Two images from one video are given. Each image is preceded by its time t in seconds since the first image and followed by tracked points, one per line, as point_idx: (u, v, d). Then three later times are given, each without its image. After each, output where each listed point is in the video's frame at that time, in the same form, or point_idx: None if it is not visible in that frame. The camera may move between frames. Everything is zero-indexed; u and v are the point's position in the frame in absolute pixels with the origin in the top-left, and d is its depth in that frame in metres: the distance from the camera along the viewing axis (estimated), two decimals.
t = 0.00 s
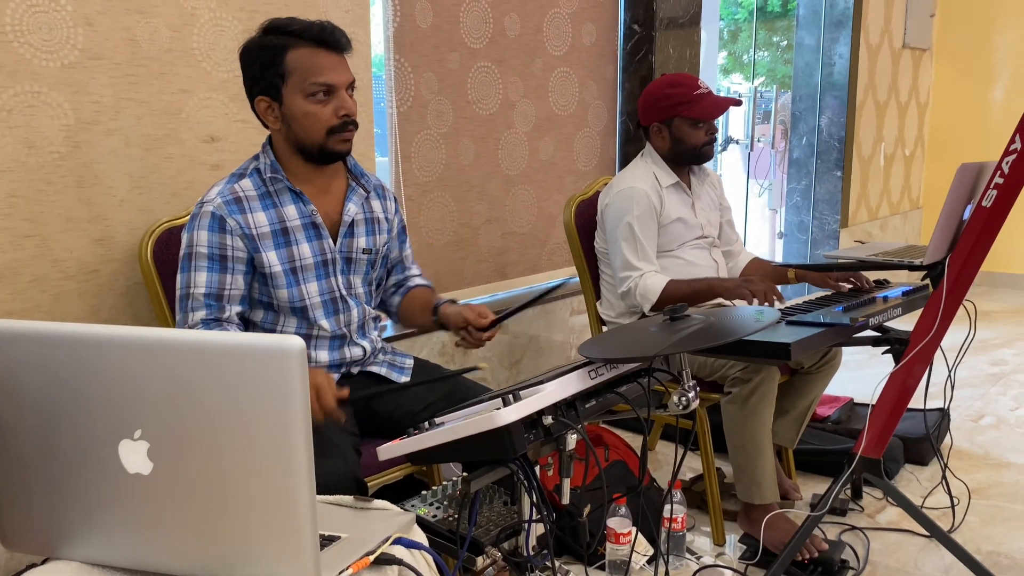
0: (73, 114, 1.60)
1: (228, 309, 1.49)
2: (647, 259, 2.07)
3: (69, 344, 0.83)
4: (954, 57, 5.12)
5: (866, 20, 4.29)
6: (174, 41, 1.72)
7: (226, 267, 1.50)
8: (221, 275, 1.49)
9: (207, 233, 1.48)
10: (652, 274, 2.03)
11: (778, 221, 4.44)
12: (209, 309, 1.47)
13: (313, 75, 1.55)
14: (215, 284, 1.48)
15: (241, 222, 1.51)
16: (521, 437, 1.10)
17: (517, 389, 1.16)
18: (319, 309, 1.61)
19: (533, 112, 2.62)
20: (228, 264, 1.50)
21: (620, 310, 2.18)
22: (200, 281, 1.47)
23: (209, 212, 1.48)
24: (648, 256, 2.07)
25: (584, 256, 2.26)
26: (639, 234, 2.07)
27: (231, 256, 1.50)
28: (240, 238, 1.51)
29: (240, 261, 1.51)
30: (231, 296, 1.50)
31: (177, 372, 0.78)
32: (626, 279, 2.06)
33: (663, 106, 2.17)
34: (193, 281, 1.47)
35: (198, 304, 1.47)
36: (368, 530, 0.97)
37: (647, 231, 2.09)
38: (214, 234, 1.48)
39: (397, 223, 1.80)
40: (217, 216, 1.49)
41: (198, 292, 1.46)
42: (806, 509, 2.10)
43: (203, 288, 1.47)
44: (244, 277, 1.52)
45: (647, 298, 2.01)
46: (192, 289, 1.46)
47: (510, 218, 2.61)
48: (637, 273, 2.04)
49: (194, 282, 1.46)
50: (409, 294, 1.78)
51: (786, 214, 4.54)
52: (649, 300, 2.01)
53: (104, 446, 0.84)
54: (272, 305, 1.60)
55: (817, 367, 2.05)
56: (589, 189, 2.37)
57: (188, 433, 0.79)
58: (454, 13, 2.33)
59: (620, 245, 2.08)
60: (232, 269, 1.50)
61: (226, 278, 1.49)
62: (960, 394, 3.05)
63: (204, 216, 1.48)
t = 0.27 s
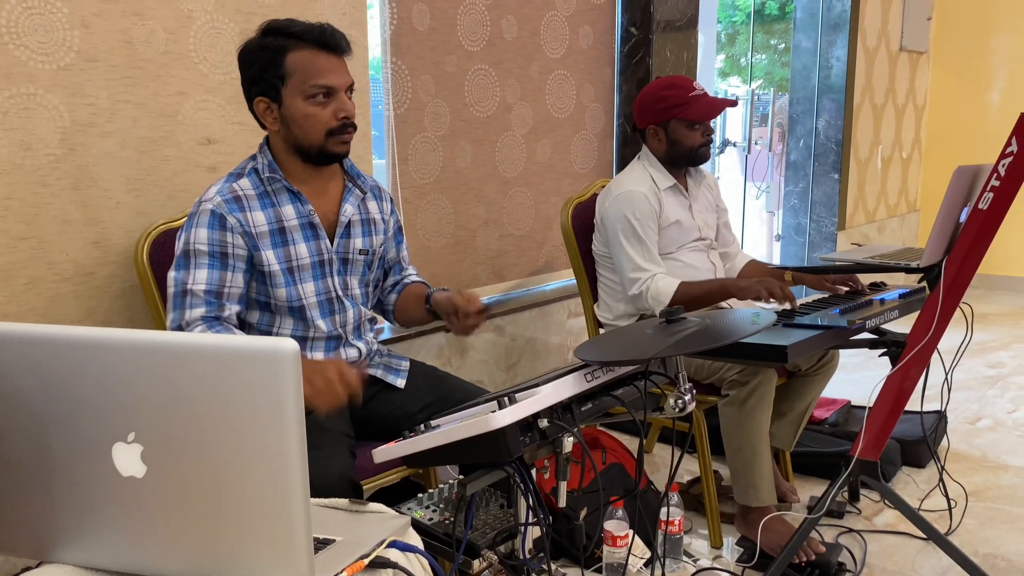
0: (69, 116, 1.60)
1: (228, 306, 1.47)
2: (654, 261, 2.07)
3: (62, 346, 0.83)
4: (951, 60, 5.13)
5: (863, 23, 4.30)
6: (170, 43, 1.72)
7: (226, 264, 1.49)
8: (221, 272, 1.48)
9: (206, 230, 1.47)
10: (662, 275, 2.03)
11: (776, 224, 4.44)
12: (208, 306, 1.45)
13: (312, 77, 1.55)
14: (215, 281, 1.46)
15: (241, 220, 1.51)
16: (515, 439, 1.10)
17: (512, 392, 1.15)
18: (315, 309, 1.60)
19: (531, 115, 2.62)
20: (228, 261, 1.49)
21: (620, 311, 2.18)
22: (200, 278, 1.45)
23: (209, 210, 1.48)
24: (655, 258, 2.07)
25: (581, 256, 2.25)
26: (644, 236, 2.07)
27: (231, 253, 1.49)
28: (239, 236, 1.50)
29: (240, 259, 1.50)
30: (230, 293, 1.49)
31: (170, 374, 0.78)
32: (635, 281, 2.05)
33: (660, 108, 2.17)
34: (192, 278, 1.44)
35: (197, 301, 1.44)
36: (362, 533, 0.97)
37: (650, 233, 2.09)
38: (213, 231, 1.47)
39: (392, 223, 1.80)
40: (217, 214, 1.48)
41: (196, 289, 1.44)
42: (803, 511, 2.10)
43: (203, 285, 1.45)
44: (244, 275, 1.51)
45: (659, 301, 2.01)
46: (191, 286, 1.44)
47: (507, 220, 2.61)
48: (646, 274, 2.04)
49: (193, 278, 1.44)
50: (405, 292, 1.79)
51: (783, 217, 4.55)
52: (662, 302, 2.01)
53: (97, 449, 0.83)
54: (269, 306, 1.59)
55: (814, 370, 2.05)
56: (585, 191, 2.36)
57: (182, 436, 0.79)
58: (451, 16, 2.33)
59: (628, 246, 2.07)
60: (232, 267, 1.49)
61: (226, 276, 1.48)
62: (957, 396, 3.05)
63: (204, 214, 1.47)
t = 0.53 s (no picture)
0: (66, 119, 1.60)
1: (221, 309, 1.49)
2: (648, 265, 2.07)
3: (55, 350, 0.82)
4: (949, 63, 5.14)
5: (861, 26, 4.31)
6: (167, 46, 1.72)
7: (219, 267, 1.50)
8: (214, 276, 1.49)
9: (199, 234, 1.48)
10: (654, 280, 2.03)
11: (774, 227, 4.47)
12: (201, 310, 1.47)
13: (309, 78, 1.55)
14: (208, 285, 1.48)
15: (234, 222, 1.51)
16: (510, 442, 1.10)
17: (508, 395, 1.15)
18: (311, 311, 1.60)
19: (528, 118, 2.62)
20: (221, 265, 1.50)
21: (617, 315, 2.19)
22: (193, 281, 1.47)
23: (201, 213, 1.48)
24: (649, 261, 2.07)
25: (578, 259, 2.25)
26: (638, 239, 2.07)
27: (224, 256, 1.50)
28: (232, 238, 1.51)
29: (233, 262, 1.51)
30: (223, 296, 1.50)
31: (163, 377, 0.78)
32: (629, 284, 2.05)
33: (658, 110, 2.17)
34: (186, 282, 1.47)
35: (190, 305, 1.46)
36: (357, 537, 0.97)
37: (646, 237, 2.09)
38: (206, 235, 1.48)
39: (392, 221, 1.79)
40: (210, 217, 1.49)
41: (190, 293, 1.46)
42: (801, 515, 2.10)
43: (196, 289, 1.47)
44: (237, 278, 1.52)
45: (652, 305, 2.01)
46: (185, 290, 1.46)
47: (505, 223, 2.61)
48: (639, 279, 2.04)
49: (187, 282, 1.46)
50: (425, 297, 1.78)
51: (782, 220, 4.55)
52: (655, 306, 2.01)
53: (90, 453, 0.83)
54: (264, 308, 1.59)
55: (812, 373, 2.05)
56: (583, 194, 2.36)
57: (175, 440, 0.79)
58: (449, 19, 2.34)
59: (622, 250, 2.08)
60: (225, 270, 1.50)
61: (218, 279, 1.49)
62: (955, 399, 3.05)
63: (197, 217, 1.48)
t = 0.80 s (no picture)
0: (65, 122, 1.60)
1: (223, 313, 1.49)
2: (646, 268, 2.07)
3: (52, 353, 0.83)
4: (948, 65, 5.14)
5: (860, 28, 4.31)
6: (166, 49, 1.72)
7: (220, 273, 1.50)
8: (215, 282, 1.49)
9: (200, 240, 1.48)
10: (653, 281, 2.04)
11: (773, 228, 4.48)
12: (203, 314, 1.48)
13: (315, 85, 1.55)
14: (209, 291, 1.49)
15: (234, 229, 1.52)
16: (507, 444, 1.10)
17: (504, 397, 1.16)
18: (312, 316, 1.61)
19: (527, 120, 2.63)
20: (222, 271, 1.50)
21: (615, 316, 2.19)
22: (195, 287, 1.47)
23: (202, 219, 1.49)
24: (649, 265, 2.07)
25: (577, 262, 2.26)
26: (637, 243, 2.08)
27: (225, 262, 1.50)
28: (233, 244, 1.51)
29: (234, 268, 1.52)
30: (225, 301, 1.51)
31: (158, 380, 0.79)
32: (623, 287, 2.06)
33: (657, 113, 2.17)
34: (187, 288, 1.47)
35: (192, 310, 1.47)
36: (354, 539, 0.97)
37: (644, 241, 2.10)
38: (207, 241, 1.48)
39: (391, 229, 1.79)
40: (211, 223, 1.49)
41: (192, 298, 1.47)
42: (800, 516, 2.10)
43: (198, 295, 1.47)
44: (238, 284, 1.53)
45: (649, 306, 2.01)
46: (187, 295, 1.47)
47: (504, 225, 2.62)
48: (636, 281, 2.04)
49: (190, 289, 1.47)
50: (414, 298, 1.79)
51: (781, 221, 4.55)
52: (651, 308, 2.01)
53: (86, 455, 0.84)
54: (265, 312, 1.59)
55: (810, 374, 2.05)
56: (582, 197, 2.37)
57: (171, 442, 0.79)
58: (448, 21, 2.34)
59: (620, 252, 2.08)
60: (226, 276, 1.51)
61: (219, 285, 1.49)
62: (954, 400, 3.05)
63: (198, 223, 1.48)
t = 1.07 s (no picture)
0: (64, 129, 1.61)
1: (220, 320, 1.49)
2: (641, 272, 2.07)
3: (48, 360, 0.83)
4: (947, 69, 5.15)
5: (859, 32, 4.32)
6: (164, 56, 1.73)
7: (216, 278, 1.50)
8: (212, 287, 1.49)
9: (195, 245, 1.48)
10: (645, 286, 2.04)
11: (773, 232, 4.47)
12: (201, 321, 1.47)
13: (306, 87, 1.56)
14: (206, 295, 1.48)
15: (230, 233, 1.52)
16: (503, 448, 1.09)
17: (501, 402, 1.17)
18: (308, 320, 1.61)
19: (526, 125, 2.63)
20: (218, 275, 1.50)
21: (612, 321, 2.19)
22: (191, 292, 1.47)
23: (198, 224, 1.49)
24: (643, 270, 2.07)
25: (575, 266, 2.26)
26: (631, 249, 2.08)
27: (220, 267, 1.50)
28: (228, 249, 1.51)
29: (230, 273, 1.52)
30: (221, 307, 1.50)
31: (153, 386, 0.79)
32: (617, 292, 2.07)
33: (652, 117, 2.18)
34: (184, 293, 1.47)
35: (189, 316, 1.47)
36: (349, 545, 0.97)
37: (639, 246, 2.10)
38: (203, 246, 1.49)
39: (388, 231, 1.80)
40: (206, 228, 1.49)
41: (188, 304, 1.47)
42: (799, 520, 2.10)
43: (194, 300, 1.47)
44: (234, 289, 1.53)
45: (641, 311, 2.02)
46: (183, 301, 1.47)
47: (503, 230, 2.62)
48: (629, 286, 2.04)
49: (184, 293, 1.46)
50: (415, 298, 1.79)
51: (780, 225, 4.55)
52: (643, 312, 2.01)
53: (82, 461, 0.84)
54: (261, 317, 1.60)
55: (809, 378, 2.05)
56: (580, 202, 2.38)
57: (166, 448, 0.80)
58: (446, 27, 2.35)
59: (615, 258, 2.08)
60: (222, 281, 1.51)
61: (215, 290, 1.49)
62: (954, 404, 3.05)
63: (194, 228, 1.49)
